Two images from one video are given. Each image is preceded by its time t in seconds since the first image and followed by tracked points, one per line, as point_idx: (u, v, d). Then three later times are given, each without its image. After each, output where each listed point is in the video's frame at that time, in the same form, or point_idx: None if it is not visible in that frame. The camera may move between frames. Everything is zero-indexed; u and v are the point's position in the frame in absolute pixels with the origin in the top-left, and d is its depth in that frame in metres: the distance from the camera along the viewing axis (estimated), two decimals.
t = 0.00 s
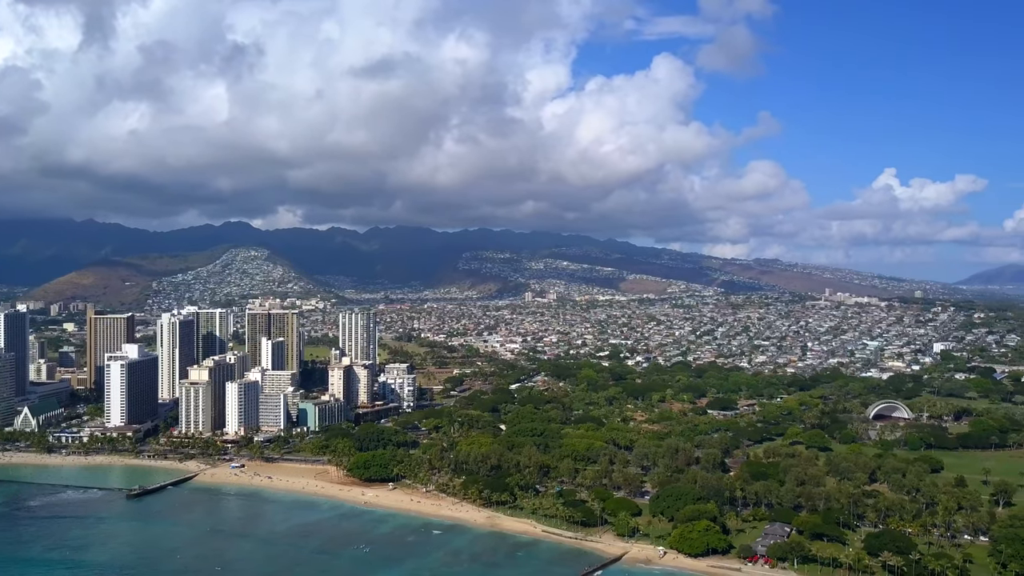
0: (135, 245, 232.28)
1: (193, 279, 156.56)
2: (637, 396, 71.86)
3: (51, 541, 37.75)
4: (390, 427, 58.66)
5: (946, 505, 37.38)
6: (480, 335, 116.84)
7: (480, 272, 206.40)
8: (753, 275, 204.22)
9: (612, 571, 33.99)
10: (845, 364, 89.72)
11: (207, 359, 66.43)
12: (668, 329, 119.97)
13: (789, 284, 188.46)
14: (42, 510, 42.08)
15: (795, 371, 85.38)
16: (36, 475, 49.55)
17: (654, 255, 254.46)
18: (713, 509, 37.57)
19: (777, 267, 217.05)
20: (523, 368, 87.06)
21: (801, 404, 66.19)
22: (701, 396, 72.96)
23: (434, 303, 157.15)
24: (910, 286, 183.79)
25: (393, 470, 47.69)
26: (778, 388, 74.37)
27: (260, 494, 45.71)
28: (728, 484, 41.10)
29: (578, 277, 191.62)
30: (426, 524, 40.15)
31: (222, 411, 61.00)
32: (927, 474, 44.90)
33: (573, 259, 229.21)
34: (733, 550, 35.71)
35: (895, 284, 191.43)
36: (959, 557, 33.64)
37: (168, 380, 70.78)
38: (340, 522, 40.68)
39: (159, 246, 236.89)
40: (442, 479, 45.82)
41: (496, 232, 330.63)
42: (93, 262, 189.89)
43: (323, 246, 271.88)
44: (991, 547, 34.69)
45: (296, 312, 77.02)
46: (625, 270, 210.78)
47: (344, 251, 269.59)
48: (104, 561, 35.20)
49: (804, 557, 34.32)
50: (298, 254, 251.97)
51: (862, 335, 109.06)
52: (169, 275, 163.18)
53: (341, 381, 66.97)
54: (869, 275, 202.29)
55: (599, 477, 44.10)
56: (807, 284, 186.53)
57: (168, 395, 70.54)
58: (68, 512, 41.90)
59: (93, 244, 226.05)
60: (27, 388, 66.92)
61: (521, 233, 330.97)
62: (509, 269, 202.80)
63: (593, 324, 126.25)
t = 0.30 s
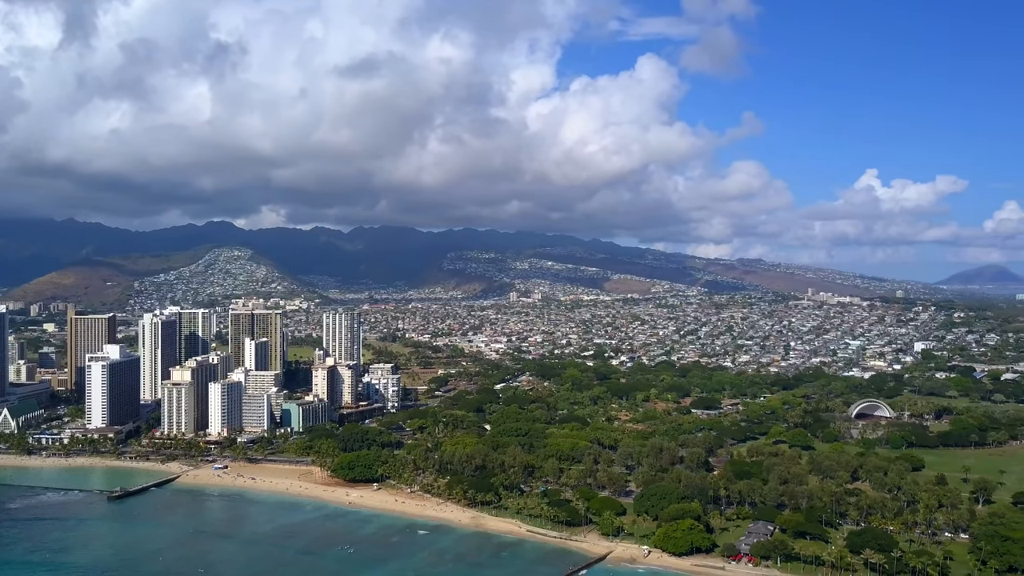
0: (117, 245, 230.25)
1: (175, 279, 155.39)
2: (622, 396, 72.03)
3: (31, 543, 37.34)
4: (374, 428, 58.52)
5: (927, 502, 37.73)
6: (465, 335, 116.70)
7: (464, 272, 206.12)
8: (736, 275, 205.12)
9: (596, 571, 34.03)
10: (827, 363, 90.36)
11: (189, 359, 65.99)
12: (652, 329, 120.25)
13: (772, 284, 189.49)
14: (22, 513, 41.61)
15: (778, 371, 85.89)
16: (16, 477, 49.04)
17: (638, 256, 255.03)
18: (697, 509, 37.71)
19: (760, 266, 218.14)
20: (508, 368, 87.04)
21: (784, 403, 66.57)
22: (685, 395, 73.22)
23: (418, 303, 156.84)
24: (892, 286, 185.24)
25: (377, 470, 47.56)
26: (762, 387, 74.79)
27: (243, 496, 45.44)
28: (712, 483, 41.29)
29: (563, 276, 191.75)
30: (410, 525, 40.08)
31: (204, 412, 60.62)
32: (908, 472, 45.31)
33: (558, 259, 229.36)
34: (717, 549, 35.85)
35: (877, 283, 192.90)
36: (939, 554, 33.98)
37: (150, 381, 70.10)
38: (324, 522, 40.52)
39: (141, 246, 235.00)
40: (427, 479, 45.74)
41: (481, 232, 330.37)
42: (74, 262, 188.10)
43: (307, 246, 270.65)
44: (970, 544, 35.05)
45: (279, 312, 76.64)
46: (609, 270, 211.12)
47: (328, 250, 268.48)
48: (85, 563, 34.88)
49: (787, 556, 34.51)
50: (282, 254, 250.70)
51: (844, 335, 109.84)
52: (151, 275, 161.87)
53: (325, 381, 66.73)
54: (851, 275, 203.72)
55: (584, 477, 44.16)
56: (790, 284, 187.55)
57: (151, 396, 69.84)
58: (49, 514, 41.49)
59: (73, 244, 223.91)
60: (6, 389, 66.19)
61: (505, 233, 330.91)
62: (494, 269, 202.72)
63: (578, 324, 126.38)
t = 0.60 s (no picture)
0: (100, 244, 228.41)
1: (160, 279, 154.36)
2: (608, 395, 72.19)
3: (13, 546, 36.95)
4: (361, 428, 58.36)
5: (910, 500, 38.02)
6: (452, 335, 116.58)
7: (451, 272, 205.83)
8: (722, 275, 205.89)
9: (583, 571, 34.05)
10: (812, 363, 90.88)
11: (174, 359, 65.63)
12: (638, 329, 120.46)
13: (758, 284, 190.40)
14: (3, 515, 41.18)
15: (764, 370, 86.35)
16: None
17: (625, 256, 255.56)
18: (684, 508, 37.83)
19: (745, 266, 219.17)
20: (494, 368, 87.01)
21: (770, 402, 66.93)
22: (672, 395, 73.44)
23: (405, 303, 156.51)
24: (876, 286, 186.57)
25: (363, 471, 47.44)
26: (747, 387, 75.14)
27: (229, 497, 45.19)
28: (697, 482, 41.49)
29: (549, 276, 191.78)
30: (397, 525, 40.02)
31: (189, 412, 60.27)
32: (893, 470, 45.64)
33: (544, 259, 229.51)
34: (703, 548, 35.97)
35: (861, 283, 194.11)
36: (922, 552, 34.25)
37: (134, 382, 69.34)
38: (311, 523, 40.38)
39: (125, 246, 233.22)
40: (414, 479, 45.68)
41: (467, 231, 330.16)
42: (56, 262, 186.39)
43: (292, 246, 269.51)
44: (953, 542, 35.37)
45: (265, 312, 76.30)
46: (596, 270, 211.38)
47: (314, 250, 267.44)
48: (69, 565, 34.59)
49: (772, 554, 34.71)
50: (267, 253, 249.53)
51: (829, 334, 110.54)
52: (135, 275, 160.67)
53: (311, 382, 66.48)
54: (835, 276, 204.92)
55: (571, 477, 44.23)
56: (776, 284, 188.42)
57: (135, 398, 69.01)
58: (31, 516, 41.12)
59: (56, 244, 221.81)
60: None
61: (492, 233, 330.74)
62: (481, 269, 202.62)
63: (564, 323, 126.44)
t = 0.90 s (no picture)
0: (83, 244, 226.50)
1: (144, 279, 153.28)
2: (595, 395, 72.30)
3: None
4: (347, 428, 58.17)
5: (894, 499, 38.26)
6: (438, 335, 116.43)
7: (438, 272, 205.52)
8: (707, 275, 206.58)
9: (569, 570, 34.08)
10: (797, 362, 91.40)
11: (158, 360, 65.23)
12: (624, 328, 120.66)
13: (743, 283, 191.27)
14: None
15: (749, 370, 86.75)
16: None
17: (611, 256, 256.10)
18: (670, 507, 37.94)
19: (731, 266, 220.11)
20: (481, 368, 86.98)
21: (755, 401, 67.24)
22: (658, 394, 73.66)
23: (391, 303, 156.18)
24: (860, 286, 187.90)
25: (349, 471, 47.32)
26: (733, 386, 75.49)
27: (214, 498, 44.92)
28: (684, 481, 41.61)
29: (536, 276, 191.85)
30: (384, 526, 39.92)
31: (174, 413, 59.93)
32: (877, 468, 45.96)
33: (531, 259, 229.61)
34: (689, 546, 36.09)
35: (845, 283, 195.38)
36: (906, 549, 34.48)
37: (117, 383, 68.92)
38: (297, 524, 40.21)
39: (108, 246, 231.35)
40: (400, 480, 45.56)
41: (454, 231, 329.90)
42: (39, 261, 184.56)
43: (278, 245, 268.25)
44: (936, 540, 35.62)
45: (250, 312, 75.92)
46: (582, 270, 211.61)
47: (300, 250, 266.36)
48: (53, 567, 34.31)
49: (758, 553, 34.89)
50: (253, 253, 248.31)
51: (813, 334, 111.14)
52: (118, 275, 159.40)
53: (296, 382, 66.21)
54: (820, 275, 206.17)
55: (557, 476, 44.26)
56: (761, 284, 189.26)
57: (119, 399, 68.62)
58: (13, 518, 40.75)
59: (38, 244, 219.76)
60: None
61: (478, 233, 330.57)
62: (467, 269, 202.46)
63: (551, 323, 126.49)
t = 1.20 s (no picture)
0: (66, 244, 224.65)
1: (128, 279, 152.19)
2: (581, 395, 72.37)
3: None
4: (333, 429, 57.97)
5: (878, 497, 38.53)
6: (425, 335, 116.24)
7: (424, 272, 205.12)
8: (693, 275, 207.20)
9: (556, 570, 34.12)
10: (782, 362, 91.83)
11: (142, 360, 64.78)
12: (610, 328, 120.85)
13: (729, 283, 192.10)
14: None
15: (735, 369, 87.08)
16: None
17: (597, 256, 256.42)
18: (656, 506, 38.07)
19: (716, 266, 221.02)
20: (467, 368, 86.92)
21: (740, 401, 67.54)
22: (644, 394, 73.85)
23: (377, 303, 155.75)
24: (844, 286, 189.21)
25: (335, 472, 47.18)
26: (719, 386, 75.77)
27: (199, 499, 44.67)
28: (670, 480, 41.79)
29: (522, 276, 191.83)
30: (370, 526, 39.83)
31: (158, 414, 59.55)
32: (861, 467, 46.27)
33: (518, 259, 229.52)
34: (674, 545, 36.22)
35: (830, 283, 196.45)
36: (890, 547, 34.75)
37: (101, 383, 68.46)
38: (283, 525, 40.05)
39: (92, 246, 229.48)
40: (386, 480, 45.48)
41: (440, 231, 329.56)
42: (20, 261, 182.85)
43: (263, 245, 267.02)
44: (920, 537, 35.90)
45: (236, 312, 75.53)
46: (569, 270, 211.76)
47: (285, 250, 265.18)
48: (36, 569, 33.99)
49: (743, 552, 35.05)
50: (238, 253, 247.06)
51: (799, 334, 111.63)
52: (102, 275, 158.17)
53: (282, 383, 65.94)
54: (804, 275, 207.23)
55: (544, 476, 44.29)
56: (747, 284, 189.92)
57: (102, 399, 68.15)
58: None
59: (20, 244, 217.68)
60: None
61: (464, 233, 330.18)
62: (454, 269, 202.23)
63: (537, 323, 126.50)
